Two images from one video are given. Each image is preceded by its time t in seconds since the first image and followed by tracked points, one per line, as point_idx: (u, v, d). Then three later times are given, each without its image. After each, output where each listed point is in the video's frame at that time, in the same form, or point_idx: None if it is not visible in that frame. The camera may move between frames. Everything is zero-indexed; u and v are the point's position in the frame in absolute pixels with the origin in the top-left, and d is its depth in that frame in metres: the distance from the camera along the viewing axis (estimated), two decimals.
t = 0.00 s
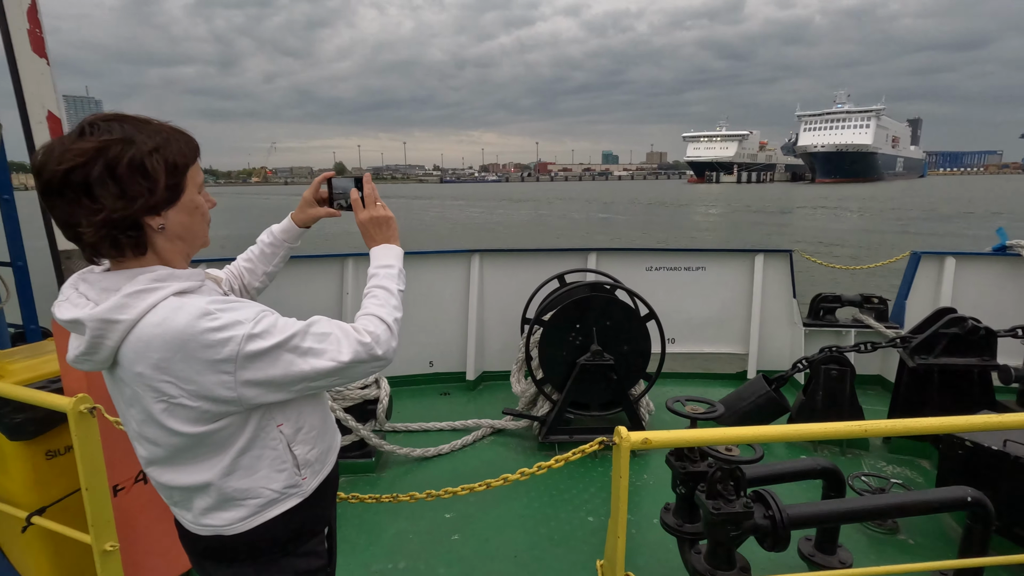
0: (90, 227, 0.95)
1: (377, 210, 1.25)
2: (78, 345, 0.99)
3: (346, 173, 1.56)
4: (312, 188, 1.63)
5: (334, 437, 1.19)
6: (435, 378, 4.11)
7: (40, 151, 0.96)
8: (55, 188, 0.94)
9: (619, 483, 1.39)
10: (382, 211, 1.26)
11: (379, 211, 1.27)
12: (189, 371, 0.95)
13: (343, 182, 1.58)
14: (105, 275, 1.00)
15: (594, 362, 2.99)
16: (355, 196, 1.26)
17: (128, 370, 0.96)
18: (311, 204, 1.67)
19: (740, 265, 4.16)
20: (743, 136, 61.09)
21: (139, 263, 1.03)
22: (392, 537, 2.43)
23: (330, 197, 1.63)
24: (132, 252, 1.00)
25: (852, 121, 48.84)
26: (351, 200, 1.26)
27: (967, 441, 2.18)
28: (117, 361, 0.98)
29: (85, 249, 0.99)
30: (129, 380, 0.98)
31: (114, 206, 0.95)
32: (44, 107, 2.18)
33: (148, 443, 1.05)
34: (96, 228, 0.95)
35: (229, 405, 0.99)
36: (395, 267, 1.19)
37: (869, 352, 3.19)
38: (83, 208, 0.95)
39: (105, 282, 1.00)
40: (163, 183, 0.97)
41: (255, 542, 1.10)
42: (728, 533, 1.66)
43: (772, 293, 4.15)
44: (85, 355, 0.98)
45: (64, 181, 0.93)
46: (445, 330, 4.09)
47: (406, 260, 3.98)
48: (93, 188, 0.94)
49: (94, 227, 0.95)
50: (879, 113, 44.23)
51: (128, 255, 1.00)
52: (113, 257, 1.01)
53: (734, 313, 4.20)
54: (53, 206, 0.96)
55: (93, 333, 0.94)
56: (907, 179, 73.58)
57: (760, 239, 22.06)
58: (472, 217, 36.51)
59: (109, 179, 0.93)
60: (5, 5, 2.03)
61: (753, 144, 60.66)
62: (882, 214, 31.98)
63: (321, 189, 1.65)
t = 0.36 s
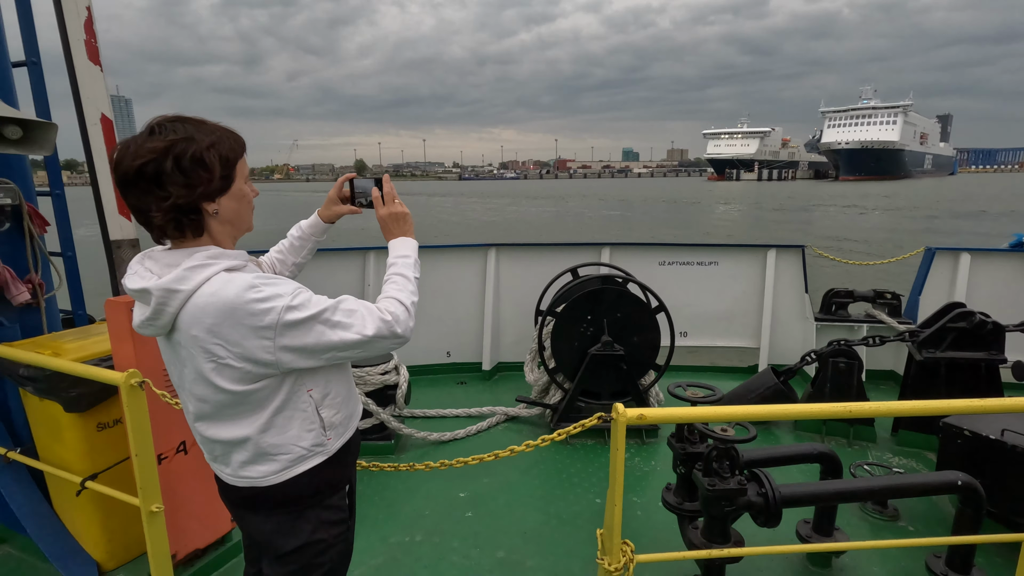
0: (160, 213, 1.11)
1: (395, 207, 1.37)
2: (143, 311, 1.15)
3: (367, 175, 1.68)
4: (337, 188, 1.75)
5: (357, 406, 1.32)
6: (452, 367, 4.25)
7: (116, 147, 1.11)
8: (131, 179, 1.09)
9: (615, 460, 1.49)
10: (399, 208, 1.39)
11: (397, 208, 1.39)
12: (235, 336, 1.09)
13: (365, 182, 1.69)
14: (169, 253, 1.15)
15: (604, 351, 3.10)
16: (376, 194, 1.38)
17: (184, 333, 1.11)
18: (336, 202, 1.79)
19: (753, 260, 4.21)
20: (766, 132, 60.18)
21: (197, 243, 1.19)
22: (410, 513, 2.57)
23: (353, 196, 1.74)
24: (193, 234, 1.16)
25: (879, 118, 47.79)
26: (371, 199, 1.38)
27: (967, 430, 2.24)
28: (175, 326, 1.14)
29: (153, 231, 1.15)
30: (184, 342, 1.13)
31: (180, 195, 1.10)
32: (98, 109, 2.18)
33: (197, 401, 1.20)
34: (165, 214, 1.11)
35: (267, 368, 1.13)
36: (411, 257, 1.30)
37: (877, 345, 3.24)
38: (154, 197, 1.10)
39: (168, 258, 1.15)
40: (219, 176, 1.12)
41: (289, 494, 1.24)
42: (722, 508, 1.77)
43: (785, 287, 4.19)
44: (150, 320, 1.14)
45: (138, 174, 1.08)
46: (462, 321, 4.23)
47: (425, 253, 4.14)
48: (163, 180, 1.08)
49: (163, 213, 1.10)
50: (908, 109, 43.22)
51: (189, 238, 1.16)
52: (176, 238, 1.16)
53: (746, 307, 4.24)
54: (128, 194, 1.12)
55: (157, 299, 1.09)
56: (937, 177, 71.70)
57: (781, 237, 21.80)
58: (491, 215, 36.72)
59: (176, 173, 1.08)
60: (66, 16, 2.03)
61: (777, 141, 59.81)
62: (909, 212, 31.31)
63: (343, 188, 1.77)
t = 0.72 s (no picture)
0: (232, 185, 1.27)
1: (397, 216, 1.50)
2: (205, 266, 1.29)
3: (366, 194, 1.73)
4: (336, 208, 1.77)
5: (380, 387, 1.46)
6: (465, 358, 4.37)
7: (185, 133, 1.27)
8: (205, 158, 1.25)
9: (613, 436, 1.59)
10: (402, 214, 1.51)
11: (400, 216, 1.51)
12: (292, 293, 1.23)
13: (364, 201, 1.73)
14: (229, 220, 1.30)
15: (613, 343, 3.19)
16: (379, 205, 1.51)
17: (244, 287, 1.25)
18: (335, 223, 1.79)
19: (763, 255, 4.26)
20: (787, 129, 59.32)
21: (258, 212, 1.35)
22: (424, 492, 2.70)
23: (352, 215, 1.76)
24: (256, 204, 1.32)
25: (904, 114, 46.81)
26: (376, 210, 1.50)
27: (966, 419, 2.29)
28: (232, 282, 1.27)
29: (220, 204, 1.31)
30: (241, 297, 1.26)
31: (251, 167, 1.27)
32: (139, 110, 2.33)
33: (238, 360, 1.31)
34: (237, 185, 1.27)
35: (315, 328, 1.26)
36: (423, 254, 1.42)
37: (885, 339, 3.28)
38: (226, 171, 1.26)
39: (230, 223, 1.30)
40: (281, 151, 1.30)
41: (306, 460, 1.35)
42: (720, 487, 1.86)
43: (795, 282, 4.22)
44: (209, 276, 1.27)
45: (213, 151, 1.24)
46: (476, 313, 4.35)
47: (440, 246, 4.27)
48: (234, 155, 1.25)
49: (235, 185, 1.27)
50: (934, 106, 42.27)
51: (254, 208, 1.32)
52: (242, 210, 1.32)
53: (756, 302, 4.29)
54: (200, 172, 1.27)
55: (224, 254, 1.23)
56: (965, 175, 69.95)
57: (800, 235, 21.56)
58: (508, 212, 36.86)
59: (248, 148, 1.25)
60: (111, 23, 2.18)
61: (798, 138, 58.90)
62: (934, 210, 30.65)
63: (343, 207, 1.78)
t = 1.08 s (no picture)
0: (274, 181, 1.43)
1: (373, 233, 1.59)
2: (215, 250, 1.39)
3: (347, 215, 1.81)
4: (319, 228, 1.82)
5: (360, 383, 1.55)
6: (480, 350, 4.44)
7: (228, 130, 1.37)
8: (254, 156, 1.39)
9: (625, 421, 1.64)
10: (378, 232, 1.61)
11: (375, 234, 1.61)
12: (291, 280, 1.33)
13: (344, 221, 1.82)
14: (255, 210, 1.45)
15: (626, 335, 3.24)
16: (356, 224, 1.58)
17: (252, 270, 1.36)
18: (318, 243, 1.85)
19: (777, 250, 4.27)
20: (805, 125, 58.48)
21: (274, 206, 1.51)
22: (440, 478, 2.79)
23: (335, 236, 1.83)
24: (284, 199, 1.49)
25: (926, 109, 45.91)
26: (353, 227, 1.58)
27: (977, 412, 2.30)
28: (241, 267, 1.38)
29: (253, 196, 1.44)
30: (249, 280, 1.37)
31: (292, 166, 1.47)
32: (171, 107, 2.42)
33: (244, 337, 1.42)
34: (278, 181, 1.44)
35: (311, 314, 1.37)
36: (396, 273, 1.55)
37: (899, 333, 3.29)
38: (271, 169, 1.42)
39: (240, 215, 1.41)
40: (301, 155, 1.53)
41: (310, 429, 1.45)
42: (728, 473, 1.91)
43: (810, 277, 4.22)
44: (219, 259, 1.37)
45: (263, 150, 1.40)
46: (491, 305, 4.42)
47: (456, 240, 4.36)
48: (281, 155, 1.42)
49: (277, 182, 1.44)
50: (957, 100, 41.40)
51: (283, 203, 1.49)
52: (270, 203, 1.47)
53: (770, 297, 4.30)
54: (241, 166, 1.40)
55: (235, 241, 1.34)
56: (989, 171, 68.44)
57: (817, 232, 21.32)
58: (521, 208, 36.92)
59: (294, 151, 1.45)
60: (146, 24, 2.27)
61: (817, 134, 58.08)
62: (955, 207, 30.10)
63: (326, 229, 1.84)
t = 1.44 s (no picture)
0: (269, 179, 1.56)
1: (344, 256, 1.65)
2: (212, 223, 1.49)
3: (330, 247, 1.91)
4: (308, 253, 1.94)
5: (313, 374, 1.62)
6: (498, 345, 4.47)
7: (233, 129, 1.53)
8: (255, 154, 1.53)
9: (652, 414, 1.66)
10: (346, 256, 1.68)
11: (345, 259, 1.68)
12: (269, 259, 1.44)
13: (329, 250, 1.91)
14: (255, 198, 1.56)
15: (645, 330, 3.26)
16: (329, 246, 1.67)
17: (240, 246, 1.46)
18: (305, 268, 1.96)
19: (797, 247, 4.25)
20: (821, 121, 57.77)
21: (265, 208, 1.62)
22: (462, 470, 2.83)
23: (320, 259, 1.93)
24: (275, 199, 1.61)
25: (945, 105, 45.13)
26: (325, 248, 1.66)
27: (1003, 411, 2.29)
28: (230, 243, 1.47)
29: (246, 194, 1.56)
30: (235, 254, 1.46)
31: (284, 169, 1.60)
32: (204, 104, 2.47)
33: (219, 306, 1.51)
34: (273, 180, 1.56)
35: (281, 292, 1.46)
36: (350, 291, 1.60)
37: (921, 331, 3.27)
38: (268, 168, 1.56)
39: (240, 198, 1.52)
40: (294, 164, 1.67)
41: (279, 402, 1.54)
42: (752, 467, 1.92)
43: (829, 274, 4.20)
44: (211, 232, 1.47)
45: (263, 151, 1.54)
46: (509, 301, 4.45)
47: (475, 237, 4.39)
48: (278, 158, 1.57)
49: (272, 180, 1.56)
50: (978, 96, 40.66)
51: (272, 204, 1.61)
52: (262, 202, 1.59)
53: (788, 294, 4.29)
54: (241, 162, 1.53)
55: (233, 218, 1.45)
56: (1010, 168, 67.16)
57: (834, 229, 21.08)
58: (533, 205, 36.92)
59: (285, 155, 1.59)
60: (181, 23, 2.32)
61: (833, 130, 57.33)
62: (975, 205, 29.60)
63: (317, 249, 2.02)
